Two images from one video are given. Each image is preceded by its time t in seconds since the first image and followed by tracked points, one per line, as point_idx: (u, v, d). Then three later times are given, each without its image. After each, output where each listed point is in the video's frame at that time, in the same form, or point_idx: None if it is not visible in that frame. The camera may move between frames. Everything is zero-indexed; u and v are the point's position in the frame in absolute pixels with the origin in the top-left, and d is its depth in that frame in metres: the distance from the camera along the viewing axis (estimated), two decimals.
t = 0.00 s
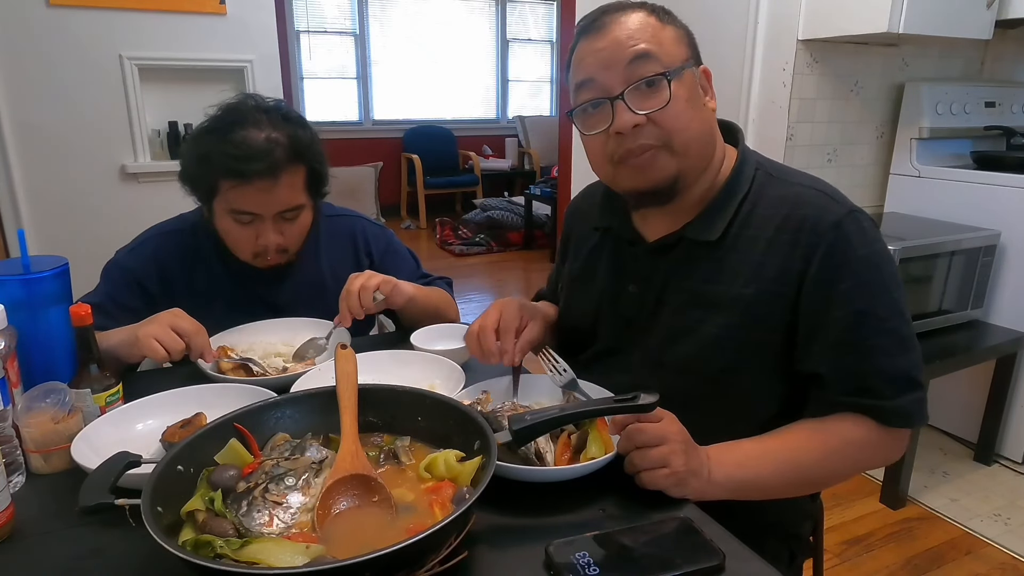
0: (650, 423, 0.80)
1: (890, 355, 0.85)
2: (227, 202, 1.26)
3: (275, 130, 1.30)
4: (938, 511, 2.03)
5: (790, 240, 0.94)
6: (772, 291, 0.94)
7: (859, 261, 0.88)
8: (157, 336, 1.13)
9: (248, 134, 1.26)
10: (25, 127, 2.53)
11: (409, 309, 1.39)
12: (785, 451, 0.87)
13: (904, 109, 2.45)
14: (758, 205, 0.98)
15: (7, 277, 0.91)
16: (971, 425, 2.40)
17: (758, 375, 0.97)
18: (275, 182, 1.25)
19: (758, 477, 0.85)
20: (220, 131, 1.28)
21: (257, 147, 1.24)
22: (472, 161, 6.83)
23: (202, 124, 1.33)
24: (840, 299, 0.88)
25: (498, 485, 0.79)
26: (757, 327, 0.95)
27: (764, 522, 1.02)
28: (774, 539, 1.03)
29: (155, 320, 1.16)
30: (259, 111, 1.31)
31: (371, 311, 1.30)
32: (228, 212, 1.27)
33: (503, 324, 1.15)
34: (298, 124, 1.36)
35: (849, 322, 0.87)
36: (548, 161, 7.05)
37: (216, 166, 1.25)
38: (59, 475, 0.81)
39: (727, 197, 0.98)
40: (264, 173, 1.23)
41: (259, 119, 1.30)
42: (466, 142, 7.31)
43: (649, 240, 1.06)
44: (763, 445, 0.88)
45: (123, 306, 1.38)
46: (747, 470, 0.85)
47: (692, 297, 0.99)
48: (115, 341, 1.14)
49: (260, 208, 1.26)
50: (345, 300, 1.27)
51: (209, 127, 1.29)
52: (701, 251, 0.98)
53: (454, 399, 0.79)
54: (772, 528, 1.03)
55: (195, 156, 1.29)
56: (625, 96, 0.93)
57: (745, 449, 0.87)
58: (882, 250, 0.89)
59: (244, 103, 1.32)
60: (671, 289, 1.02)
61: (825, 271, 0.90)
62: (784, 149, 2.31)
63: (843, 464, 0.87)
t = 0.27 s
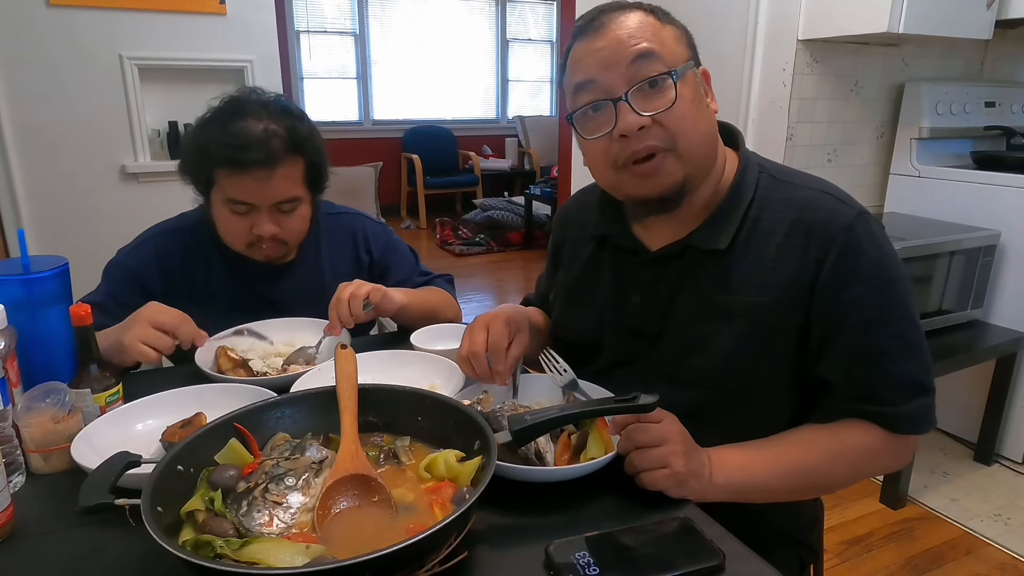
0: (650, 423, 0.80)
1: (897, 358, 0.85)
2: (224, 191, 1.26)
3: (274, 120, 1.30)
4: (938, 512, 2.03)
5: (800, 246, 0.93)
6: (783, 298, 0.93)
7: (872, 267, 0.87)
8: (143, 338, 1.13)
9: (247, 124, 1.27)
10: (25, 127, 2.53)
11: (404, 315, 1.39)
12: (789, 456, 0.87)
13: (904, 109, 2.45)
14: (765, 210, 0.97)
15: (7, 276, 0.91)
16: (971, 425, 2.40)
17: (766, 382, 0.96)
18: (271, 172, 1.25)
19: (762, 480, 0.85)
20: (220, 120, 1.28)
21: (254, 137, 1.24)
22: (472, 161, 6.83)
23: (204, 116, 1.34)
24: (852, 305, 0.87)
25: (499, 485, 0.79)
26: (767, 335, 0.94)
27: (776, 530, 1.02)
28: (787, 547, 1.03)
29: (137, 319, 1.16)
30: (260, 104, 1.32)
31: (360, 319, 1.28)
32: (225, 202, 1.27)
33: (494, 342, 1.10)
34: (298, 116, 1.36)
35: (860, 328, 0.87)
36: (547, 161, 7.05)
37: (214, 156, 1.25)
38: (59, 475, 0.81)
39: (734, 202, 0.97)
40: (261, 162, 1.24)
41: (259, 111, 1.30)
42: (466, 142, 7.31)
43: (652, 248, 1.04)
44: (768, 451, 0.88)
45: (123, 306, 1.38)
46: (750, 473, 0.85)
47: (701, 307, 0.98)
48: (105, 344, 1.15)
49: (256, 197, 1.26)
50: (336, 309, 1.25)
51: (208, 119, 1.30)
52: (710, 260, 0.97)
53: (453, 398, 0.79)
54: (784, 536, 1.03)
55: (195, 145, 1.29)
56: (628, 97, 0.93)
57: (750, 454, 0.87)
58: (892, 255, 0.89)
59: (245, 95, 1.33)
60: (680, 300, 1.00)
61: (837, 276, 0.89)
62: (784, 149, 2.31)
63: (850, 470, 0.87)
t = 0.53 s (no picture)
0: (649, 424, 0.80)
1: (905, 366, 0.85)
2: (220, 183, 1.26)
3: (272, 115, 1.31)
4: (938, 511, 2.03)
5: (809, 257, 0.91)
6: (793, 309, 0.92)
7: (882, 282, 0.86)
8: (174, 325, 1.14)
9: (244, 117, 1.28)
10: (25, 127, 2.53)
11: (404, 315, 1.39)
12: (791, 461, 0.87)
13: (904, 109, 2.45)
14: (774, 219, 0.95)
15: (7, 276, 0.91)
16: (971, 425, 2.40)
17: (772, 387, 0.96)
18: (267, 163, 1.25)
19: (763, 484, 0.86)
20: (219, 113, 1.29)
21: (251, 126, 1.25)
22: (472, 161, 6.83)
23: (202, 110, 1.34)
24: (863, 316, 0.87)
25: (499, 484, 0.79)
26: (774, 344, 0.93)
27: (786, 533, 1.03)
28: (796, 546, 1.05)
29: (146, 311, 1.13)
30: (258, 99, 1.33)
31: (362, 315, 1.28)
32: (220, 193, 1.27)
33: (487, 346, 1.05)
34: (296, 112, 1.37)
35: (870, 340, 0.86)
36: (547, 161, 7.05)
37: (211, 147, 1.25)
38: (59, 475, 0.81)
39: (744, 212, 0.94)
40: (258, 152, 1.24)
41: (257, 105, 1.31)
42: (466, 142, 7.31)
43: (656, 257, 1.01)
44: (770, 455, 0.88)
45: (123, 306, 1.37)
46: (751, 476, 0.85)
47: (708, 317, 0.97)
48: (125, 330, 1.14)
49: (250, 189, 1.25)
50: (337, 304, 1.25)
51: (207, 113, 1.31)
52: (717, 271, 0.95)
53: (453, 398, 0.79)
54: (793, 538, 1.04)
55: (192, 138, 1.30)
56: (597, 176, 0.80)
57: (752, 458, 0.87)
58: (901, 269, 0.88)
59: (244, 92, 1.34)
60: (687, 309, 0.98)
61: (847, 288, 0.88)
62: (784, 149, 2.31)
63: (852, 478, 0.87)
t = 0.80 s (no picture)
0: (650, 426, 0.80)
1: (908, 394, 0.85)
2: (207, 183, 1.26)
3: (263, 117, 1.31)
4: (938, 511, 2.03)
5: (820, 283, 0.90)
6: (800, 332, 0.91)
7: (890, 317, 0.85)
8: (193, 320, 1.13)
9: (234, 118, 1.28)
10: (25, 127, 2.53)
11: (403, 315, 1.39)
12: (789, 471, 0.87)
13: (904, 109, 2.45)
14: (789, 242, 0.94)
15: (7, 276, 0.91)
16: (971, 425, 2.40)
17: (775, 391, 0.95)
18: (254, 164, 1.25)
19: (764, 492, 0.86)
20: (211, 115, 1.30)
21: (240, 128, 1.25)
22: (472, 161, 6.83)
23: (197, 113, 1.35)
24: (868, 348, 0.86)
25: (499, 484, 0.79)
26: (780, 364, 0.93)
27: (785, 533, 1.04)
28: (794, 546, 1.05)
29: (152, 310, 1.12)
30: (252, 103, 1.33)
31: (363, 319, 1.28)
32: (208, 194, 1.27)
33: (499, 356, 1.05)
34: (290, 117, 1.37)
35: (874, 371, 0.86)
36: (547, 161, 7.05)
37: (199, 148, 1.26)
38: (59, 475, 0.81)
39: (757, 236, 0.93)
40: (244, 153, 1.24)
41: (250, 109, 1.32)
42: (466, 142, 7.31)
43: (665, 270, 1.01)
44: (772, 465, 0.88)
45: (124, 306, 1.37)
46: (752, 485, 0.85)
47: (715, 333, 0.97)
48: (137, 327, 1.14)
49: (236, 190, 1.25)
50: (337, 307, 1.25)
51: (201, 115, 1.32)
52: (725, 291, 0.96)
53: (452, 397, 0.80)
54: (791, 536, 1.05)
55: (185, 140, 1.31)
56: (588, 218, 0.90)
57: (755, 467, 0.87)
58: (912, 305, 0.86)
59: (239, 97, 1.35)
60: (692, 319, 0.99)
61: (855, 320, 0.87)
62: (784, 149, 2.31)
63: (852, 494, 0.87)
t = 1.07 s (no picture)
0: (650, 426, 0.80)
1: (909, 399, 0.84)
2: (212, 191, 1.26)
3: (264, 121, 1.30)
4: (938, 511, 2.03)
5: (823, 286, 0.90)
6: (802, 335, 0.91)
7: (893, 321, 0.85)
8: (153, 329, 1.12)
9: (236, 124, 1.27)
10: (25, 126, 2.53)
11: (402, 316, 1.39)
12: (788, 472, 0.87)
13: (904, 109, 2.46)
14: (794, 245, 0.94)
15: (7, 276, 0.91)
16: (971, 425, 2.40)
17: (776, 391, 0.95)
18: (259, 171, 1.25)
19: (764, 493, 0.86)
20: (211, 120, 1.29)
21: (243, 134, 1.24)
22: (472, 161, 6.83)
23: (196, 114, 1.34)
24: (870, 352, 0.86)
25: (499, 484, 0.79)
26: (782, 367, 0.93)
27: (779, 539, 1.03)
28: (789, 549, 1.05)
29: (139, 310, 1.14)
30: (251, 105, 1.32)
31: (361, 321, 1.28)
32: (213, 201, 1.27)
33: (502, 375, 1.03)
34: (289, 117, 1.36)
35: (875, 376, 0.86)
36: (547, 161, 7.05)
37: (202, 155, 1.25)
38: (59, 475, 0.81)
39: (761, 239, 0.94)
40: (248, 161, 1.23)
41: (250, 112, 1.31)
42: (466, 142, 7.31)
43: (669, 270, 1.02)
44: (773, 465, 0.88)
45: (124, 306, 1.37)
46: (753, 485, 0.85)
47: (718, 334, 0.97)
48: (113, 333, 1.13)
49: (242, 197, 1.25)
50: (333, 309, 1.25)
51: (201, 118, 1.31)
52: (728, 292, 0.96)
53: (452, 397, 0.80)
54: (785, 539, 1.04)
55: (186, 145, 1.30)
56: (593, 214, 0.90)
57: (756, 467, 0.87)
58: (915, 310, 0.86)
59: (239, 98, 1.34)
60: (694, 319, 0.99)
61: (857, 325, 0.87)
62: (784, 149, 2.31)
63: (851, 497, 0.87)
